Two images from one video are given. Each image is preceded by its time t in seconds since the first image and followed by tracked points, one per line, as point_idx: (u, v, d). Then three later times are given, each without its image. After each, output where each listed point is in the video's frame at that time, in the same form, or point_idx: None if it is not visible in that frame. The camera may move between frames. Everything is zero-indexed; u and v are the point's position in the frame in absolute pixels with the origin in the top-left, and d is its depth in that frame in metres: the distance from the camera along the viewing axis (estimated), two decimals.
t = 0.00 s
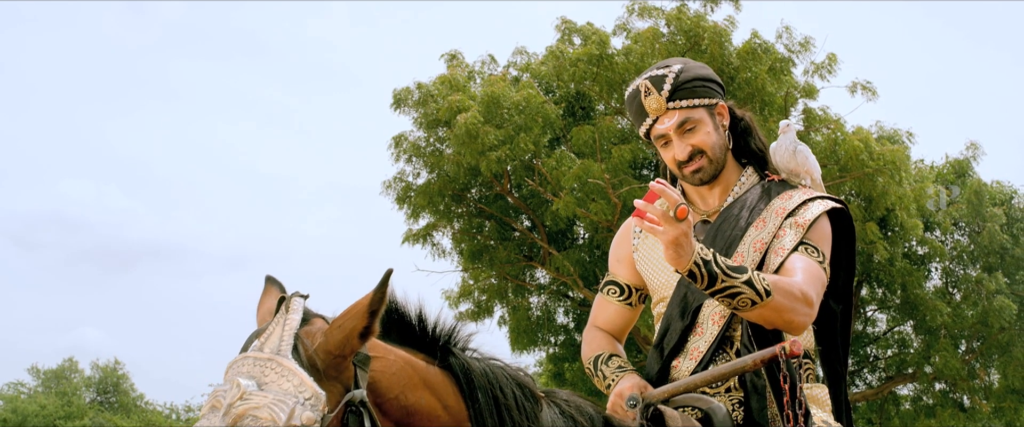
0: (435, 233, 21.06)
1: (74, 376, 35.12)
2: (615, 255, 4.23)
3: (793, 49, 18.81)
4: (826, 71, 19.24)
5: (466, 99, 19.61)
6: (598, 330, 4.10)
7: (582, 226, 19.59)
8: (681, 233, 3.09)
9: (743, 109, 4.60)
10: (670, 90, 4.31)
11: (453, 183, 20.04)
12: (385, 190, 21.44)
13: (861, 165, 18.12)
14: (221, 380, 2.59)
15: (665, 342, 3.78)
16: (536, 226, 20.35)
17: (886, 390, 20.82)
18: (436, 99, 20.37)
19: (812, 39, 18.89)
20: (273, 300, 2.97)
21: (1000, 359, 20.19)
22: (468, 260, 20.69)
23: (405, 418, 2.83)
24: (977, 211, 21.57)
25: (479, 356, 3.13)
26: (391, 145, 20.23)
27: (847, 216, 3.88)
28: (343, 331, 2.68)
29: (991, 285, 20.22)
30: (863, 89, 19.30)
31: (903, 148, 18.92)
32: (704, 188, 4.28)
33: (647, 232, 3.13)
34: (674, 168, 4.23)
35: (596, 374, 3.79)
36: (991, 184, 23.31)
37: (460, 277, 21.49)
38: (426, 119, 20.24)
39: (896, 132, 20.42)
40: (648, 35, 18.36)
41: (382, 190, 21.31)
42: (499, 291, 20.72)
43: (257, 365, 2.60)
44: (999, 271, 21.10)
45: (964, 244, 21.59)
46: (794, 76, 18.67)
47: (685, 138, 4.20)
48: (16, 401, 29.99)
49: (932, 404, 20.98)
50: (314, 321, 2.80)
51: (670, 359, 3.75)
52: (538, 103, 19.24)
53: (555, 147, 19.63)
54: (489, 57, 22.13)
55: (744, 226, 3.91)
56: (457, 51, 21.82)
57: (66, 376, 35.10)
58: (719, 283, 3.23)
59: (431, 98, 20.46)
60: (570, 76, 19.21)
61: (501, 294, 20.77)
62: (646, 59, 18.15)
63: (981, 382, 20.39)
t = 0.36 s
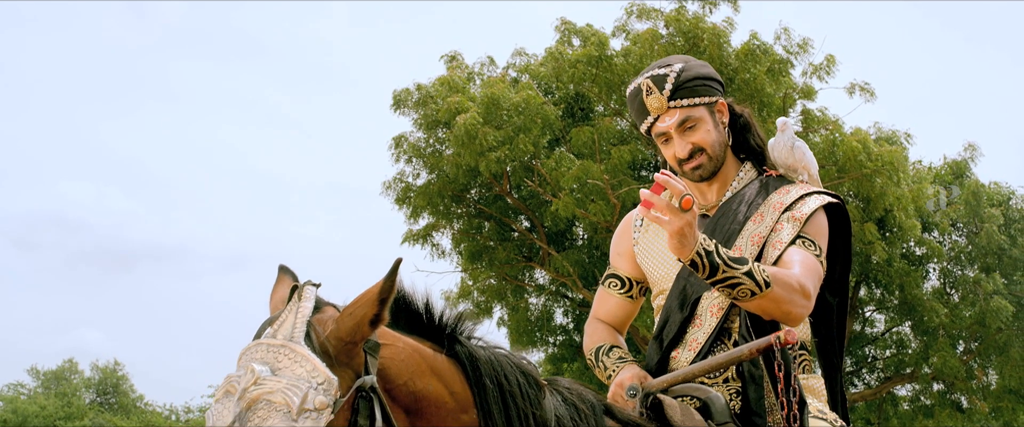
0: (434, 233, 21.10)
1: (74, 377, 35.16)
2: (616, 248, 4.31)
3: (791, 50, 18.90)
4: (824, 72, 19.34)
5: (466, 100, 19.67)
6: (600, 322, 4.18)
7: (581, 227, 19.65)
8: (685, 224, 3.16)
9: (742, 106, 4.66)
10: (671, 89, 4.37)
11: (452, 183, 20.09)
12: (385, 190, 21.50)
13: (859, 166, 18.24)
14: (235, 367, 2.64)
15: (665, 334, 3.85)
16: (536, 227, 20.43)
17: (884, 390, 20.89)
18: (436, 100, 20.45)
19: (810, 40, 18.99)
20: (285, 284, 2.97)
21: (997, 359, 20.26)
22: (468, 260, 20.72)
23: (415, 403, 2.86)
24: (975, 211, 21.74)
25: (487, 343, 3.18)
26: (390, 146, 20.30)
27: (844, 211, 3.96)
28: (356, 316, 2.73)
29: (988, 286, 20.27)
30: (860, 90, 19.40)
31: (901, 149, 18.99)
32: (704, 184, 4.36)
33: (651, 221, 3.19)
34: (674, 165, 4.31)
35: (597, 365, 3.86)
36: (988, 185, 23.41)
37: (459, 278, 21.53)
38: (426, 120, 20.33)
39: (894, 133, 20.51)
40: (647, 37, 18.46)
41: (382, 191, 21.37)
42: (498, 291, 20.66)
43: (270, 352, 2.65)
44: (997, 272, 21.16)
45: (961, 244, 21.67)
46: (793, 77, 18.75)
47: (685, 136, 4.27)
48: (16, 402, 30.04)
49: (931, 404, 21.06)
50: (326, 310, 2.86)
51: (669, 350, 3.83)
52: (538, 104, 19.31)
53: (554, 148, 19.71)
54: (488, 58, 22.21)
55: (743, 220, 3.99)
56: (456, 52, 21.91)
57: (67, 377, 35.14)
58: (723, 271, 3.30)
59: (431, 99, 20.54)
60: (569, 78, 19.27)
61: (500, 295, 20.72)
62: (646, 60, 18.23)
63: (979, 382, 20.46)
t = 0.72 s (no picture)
0: (434, 234, 21.17)
1: (74, 379, 35.23)
2: (614, 241, 4.58)
3: (790, 52, 18.99)
4: (822, 74, 19.42)
5: (465, 102, 19.75)
6: (602, 316, 4.45)
7: (580, 229, 19.72)
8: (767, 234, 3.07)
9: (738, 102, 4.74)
10: (668, 89, 4.47)
11: (452, 185, 20.16)
12: (385, 192, 21.57)
13: (857, 167, 18.32)
14: (249, 353, 2.74)
15: (657, 316, 4.18)
16: (535, 228, 20.53)
17: (882, 391, 20.97)
18: (436, 102, 20.52)
19: (809, 42, 19.06)
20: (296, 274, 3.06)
21: (995, 360, 20.33)
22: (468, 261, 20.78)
23: (422, 389, 2.95)
24: (972, 213, 21.78)
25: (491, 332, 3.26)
26: (390, 148, 20.37)
27: (829, 196, 4.01)
28: (365, 303, 2.81)
29: (985, 287, 20.32)
30: (859, 92, 19.48)
31: (900, 151, 19.05)
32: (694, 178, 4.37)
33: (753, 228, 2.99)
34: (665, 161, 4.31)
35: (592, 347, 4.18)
36: (986, 187, 23.48)
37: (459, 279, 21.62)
38: (425, 121, 20.39)
39: (892, 135, 20.58)
40: (646, 39, 18.54)
41: (382, 193, 21.44)
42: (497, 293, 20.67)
43: (282, 338, 2.75)
44: (994, 273, 21.24)
45: (959, 246, 21.76)
46: (791, 79, 18.81)
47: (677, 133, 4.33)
48: (17, 404, 30.08)
49: (929, 405, 21.12)
50: (337, 297, 2.93)
51: (662, 330, 4.16)
52: (537, 105, 19.34)
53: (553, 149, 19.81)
54: (488, 60, 22.30)
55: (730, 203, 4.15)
56: (456, 54, 21.99)
57: (67, 379, 35.21)
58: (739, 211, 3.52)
59: (431, 101, 20.61)
60: (569, 79, 19.34)
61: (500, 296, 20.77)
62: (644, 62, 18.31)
63: (977, 383, 20.53)
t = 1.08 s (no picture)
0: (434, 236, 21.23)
1: (74, 381, 35.29)
2: (606, 234, 4.84)
3: (789, 54, 19.06)
4: (821, 77, 19.50)
5: (465, 104, 19.82)
6: (599, 306, 4.71)
7: (580, 230, 19.79)
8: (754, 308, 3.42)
9: (732, 97, 4.86)
10: (672, 79, 4.52)
11: (452, 187, 20.23)
12: (385, 194, 21.64)
13: (856, 168, 18.37)
14: (260, 339, 2.80)
15: (654, 306, 4.33)
16: (534, 230, 20.64)
17: (880, 392, 21.02)
18: (436, 104, 20.58)
19: (808, 44, 19.13)
20: (303, 265, 3.11)
21: (993, 361, 20.39)
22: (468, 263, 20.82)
23: (427, 378, 3.01)
24: (970, 214, 21.83)
25: (495, 321, 3.29)
26: (390, 150, 20.45)
27: (817, 176, 4.36)
28: (370, 293, 2.86)
29: (984, 288, 20.35)
30: (857, 94, 19.57)
31: (899, 152, 19.11)
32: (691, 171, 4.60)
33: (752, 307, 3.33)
34: (664, 151, 4.51)
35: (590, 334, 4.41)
36: (984, 188, 23.57)
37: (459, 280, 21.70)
38: (425, 123, 20.44)
39: (891, 137, 20.64)
40: (645, 41, 18.62)
41: (383, 195, 21.54)
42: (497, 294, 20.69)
43: (291, 326, 2.80)
44: (992, 275, 21.31)
45: (958, 248, 21.83)
46: (790, 81, 18.89)
47: (678, 125, 4.48)
48: (16, 407, 30.14)
49: (927, 406, 21.19)
50: (344, 287, 3.00)
51: (661, 320, 4.30)
52: (536, 107, 19.36)
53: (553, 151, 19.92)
54: (488, 63, 22.38)
55: (726, 194, 4.38)
56: (456, 56, 22.07)
57: (67, 381, 35.27)
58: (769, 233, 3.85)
59: (431, 103, 20.68)
60: (568, 81, 19.41)
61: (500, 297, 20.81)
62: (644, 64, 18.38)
63: (975, 384, 20.61)
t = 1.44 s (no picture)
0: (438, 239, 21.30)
1: (78, 385, 35.42)
2: (610, 231, 4.92)
3: (790, 58, 19.14)
4: (823, 80, 19.58)
5: (468, 107, 19.90)
6: (604, 303, 4.78)
7: (583, 233, 19.86)
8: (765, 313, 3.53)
9: (732, 96, 4.92)
10: (671, 78, 4.59)
11: (455, 190, 20.31)
12: (389, 197, 21.72)
13: (858, 171, 18.41)
14: (269, 325, 2.80)
15: (658, 305, 4.37)
16: (537, 233, 20.70)
17: (883, 395, 21.06)
18: (439, 107, 20.67)
19: (809, 48, 19.21)
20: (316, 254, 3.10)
21: (996, 364, 20.43)
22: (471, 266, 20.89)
23: (432, 361, 2.98)
24: (972, 217, 21.88)
25: (502, 309, 3.30)
26: (394, 153, 20.55)
27: (819, 180, 4.44)
28: (375, 278, 2.85)
29: (986, 291, 20.39)
30: (859, 97, 19.65)
31: (900, 156, 19.18)
32: (690, 169, 4.67)
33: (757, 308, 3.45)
34: (663, 150, 4.60)
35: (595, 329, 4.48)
36: (986, 192, 23.61)
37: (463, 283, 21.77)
38: (429, 127, 20.52)
39: (893, 141, 20.71)
40: (648, 45, 18.71)
41: (386, 198, 21.63)
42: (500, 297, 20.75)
43: (300, 310, 2.80)
44: (994, 278, 21.36)
45: (960, 251, 21.87)
46: (792, 84, 18.97)
47: (677, 124, 4.56)
48: (20, 410, 30.23)
49: (930, 409, 21.23)
50: (351, 273, 3.03)
51: (664, 318, 4.35)
52: (539, 111, 19.42)
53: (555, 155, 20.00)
54: (490, 66, 22.48)
55: (728, 195, 4.45)
56: (459, 60, 22.17)
57: (70, 385, 35.41)
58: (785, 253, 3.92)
59: (435, 107, 20.76)
60: (571, 85, 19.51)
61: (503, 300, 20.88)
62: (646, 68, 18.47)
63: (977, 387, 20.67)
